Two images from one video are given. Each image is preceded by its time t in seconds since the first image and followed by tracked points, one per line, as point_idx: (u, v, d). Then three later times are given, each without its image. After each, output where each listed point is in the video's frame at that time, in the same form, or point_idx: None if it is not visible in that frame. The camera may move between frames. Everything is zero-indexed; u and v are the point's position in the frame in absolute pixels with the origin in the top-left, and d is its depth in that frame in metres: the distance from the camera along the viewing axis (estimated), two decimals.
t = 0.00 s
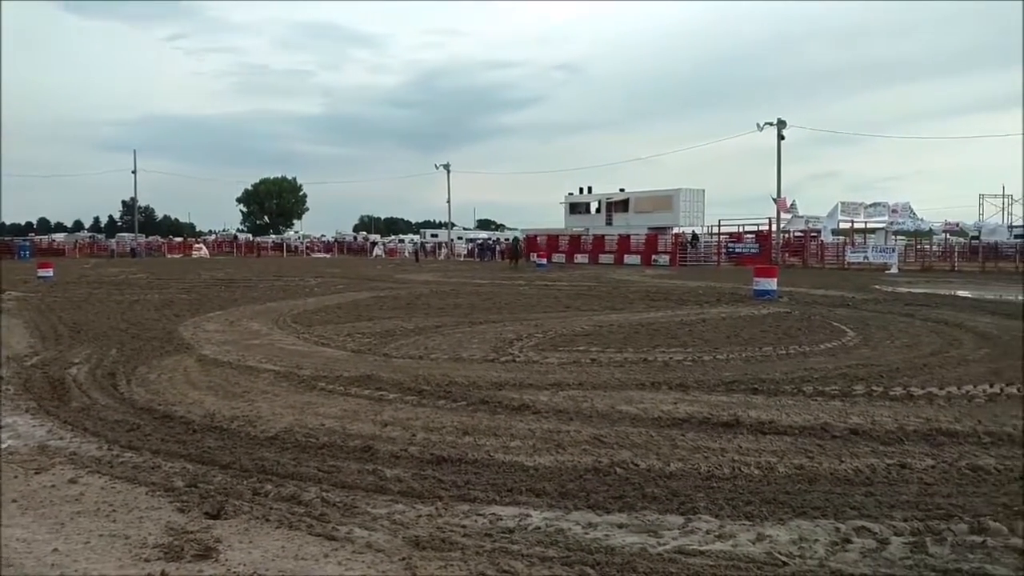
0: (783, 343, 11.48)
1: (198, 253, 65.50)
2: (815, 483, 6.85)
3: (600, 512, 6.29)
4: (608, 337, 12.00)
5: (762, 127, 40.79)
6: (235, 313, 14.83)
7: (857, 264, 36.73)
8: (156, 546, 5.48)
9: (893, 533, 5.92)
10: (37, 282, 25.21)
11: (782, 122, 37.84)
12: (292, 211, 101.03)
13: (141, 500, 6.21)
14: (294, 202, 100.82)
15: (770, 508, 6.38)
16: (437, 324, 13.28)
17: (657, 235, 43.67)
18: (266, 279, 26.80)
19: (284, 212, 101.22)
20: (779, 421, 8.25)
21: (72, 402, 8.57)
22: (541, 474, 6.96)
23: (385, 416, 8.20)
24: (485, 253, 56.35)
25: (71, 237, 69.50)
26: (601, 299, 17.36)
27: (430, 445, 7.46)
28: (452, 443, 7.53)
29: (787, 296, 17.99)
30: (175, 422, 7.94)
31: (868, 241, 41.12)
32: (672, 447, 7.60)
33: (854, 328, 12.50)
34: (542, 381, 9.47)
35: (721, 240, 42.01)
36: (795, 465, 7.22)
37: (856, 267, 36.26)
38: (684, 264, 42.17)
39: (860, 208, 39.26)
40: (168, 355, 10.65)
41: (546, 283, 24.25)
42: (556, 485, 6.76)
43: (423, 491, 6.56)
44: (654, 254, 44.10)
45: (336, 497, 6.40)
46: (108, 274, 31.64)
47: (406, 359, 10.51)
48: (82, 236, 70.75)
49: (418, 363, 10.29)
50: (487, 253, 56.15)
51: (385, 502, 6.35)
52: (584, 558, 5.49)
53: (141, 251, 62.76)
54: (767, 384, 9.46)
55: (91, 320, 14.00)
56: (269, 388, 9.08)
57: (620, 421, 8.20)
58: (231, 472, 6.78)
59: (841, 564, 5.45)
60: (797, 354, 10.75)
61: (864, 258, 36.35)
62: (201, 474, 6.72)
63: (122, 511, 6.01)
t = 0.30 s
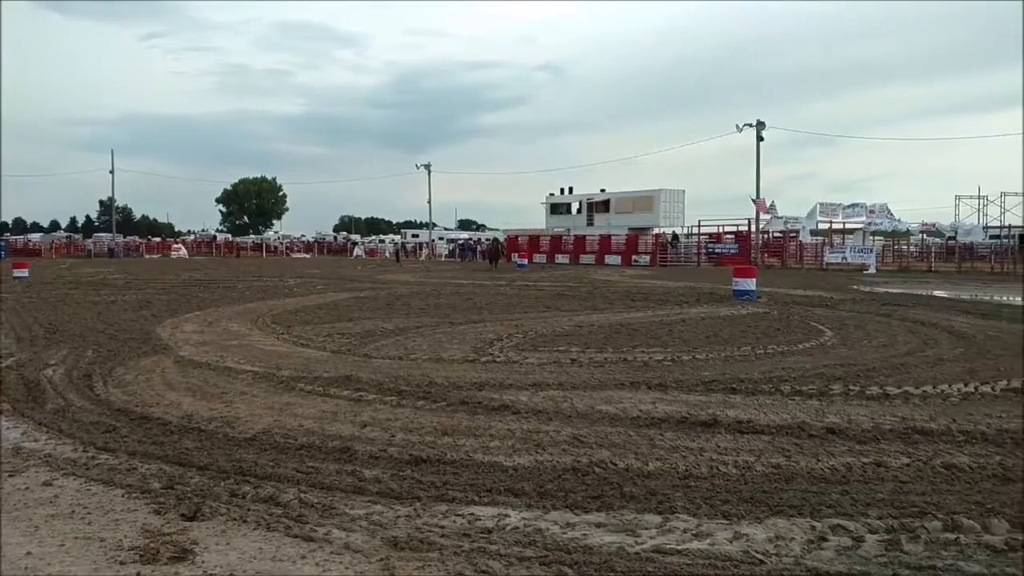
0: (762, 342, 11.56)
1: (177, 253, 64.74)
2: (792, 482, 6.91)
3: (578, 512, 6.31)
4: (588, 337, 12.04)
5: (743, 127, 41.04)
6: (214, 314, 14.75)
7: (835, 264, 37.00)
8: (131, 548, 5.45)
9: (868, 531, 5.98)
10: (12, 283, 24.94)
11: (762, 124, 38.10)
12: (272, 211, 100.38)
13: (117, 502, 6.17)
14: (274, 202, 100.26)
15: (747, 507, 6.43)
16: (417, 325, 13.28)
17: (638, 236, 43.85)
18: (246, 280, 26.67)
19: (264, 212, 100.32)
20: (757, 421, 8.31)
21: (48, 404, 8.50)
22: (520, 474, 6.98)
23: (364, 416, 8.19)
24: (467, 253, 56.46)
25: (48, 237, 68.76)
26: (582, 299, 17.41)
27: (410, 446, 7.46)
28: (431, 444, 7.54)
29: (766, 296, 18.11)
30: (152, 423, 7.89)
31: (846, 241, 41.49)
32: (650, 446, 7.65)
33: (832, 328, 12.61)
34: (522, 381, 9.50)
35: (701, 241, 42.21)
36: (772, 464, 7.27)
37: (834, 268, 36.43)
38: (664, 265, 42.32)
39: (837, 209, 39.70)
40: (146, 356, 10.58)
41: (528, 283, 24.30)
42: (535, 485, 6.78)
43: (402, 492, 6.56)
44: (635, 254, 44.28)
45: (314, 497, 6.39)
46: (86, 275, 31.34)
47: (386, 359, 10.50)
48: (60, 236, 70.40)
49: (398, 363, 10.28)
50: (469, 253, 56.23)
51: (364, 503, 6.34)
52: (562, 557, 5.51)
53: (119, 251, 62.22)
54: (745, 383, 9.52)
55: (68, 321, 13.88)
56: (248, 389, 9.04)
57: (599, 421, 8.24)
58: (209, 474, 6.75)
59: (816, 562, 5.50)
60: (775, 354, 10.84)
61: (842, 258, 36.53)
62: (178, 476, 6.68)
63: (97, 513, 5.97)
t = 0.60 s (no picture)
0: (738, 342, 11.65)
1: (153, 253, 64.18)
2: (767, 480, 6.97)
3: (554, 511, 6.33)
4: (566, 337, 12.07)
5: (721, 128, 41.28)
6: (190, 314, 14.63)
7: (811, 264, 37.29)
8: (105, 551, 5.41)
9: (842, 528, 6.05)
10: None
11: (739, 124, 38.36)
12: (249, 211, 99.61)
13: (90, 504, 6.13)
14: (251, 202, 99.47)
15: (723, 505, 6.48)
16: (395, 325, 13.25)
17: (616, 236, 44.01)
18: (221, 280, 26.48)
19: (241, 212, 99.45)
20: (733, 419, 8.37)
21: (20, 406, 8.41)
22: (497, 474, 6.99)
23: (340, 417, 8.17)
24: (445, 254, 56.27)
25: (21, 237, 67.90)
26: (560, 299, 17.43)
27: (387, 446, 7.45)
28: (408, 444, 7.53)
29: (743, 296, 18.23)
30: (127, 425, 7.83)
31: (822, 241, 41.85)
32: (627, 445, 7.68)
33: (808, 327, 12.73)
34: (500, 381, 9.51)
35: (679, 241, 42.39)
36: (748, 462, 7.33)
37: (810, 267, 36.68)
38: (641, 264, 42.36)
39: (812, 209, 40.03)
40: (121, 357, 10.50)
41: (506, 283, 24.30)
42: (512, 485, 6.80)
43: (379, 492, 6.55)
44: (613, 254, 44.43)
45: (290, 498, 6.37)
46: (59, 275, 30.99)
47: (363, 360, 10.47)
48: (34, 236, 69.65)
49: (376, 364, 10.26)
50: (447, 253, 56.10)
51: (340, 503, 6.33)
52: (539, 557, 5.53)
53: (93, 251, 61.56)
54: (721, 382, 9.59)
55: (41, 322, 13.73)
56: (224, 390, 8.99)
57: (577, 420, 8.27)
58: (184, 475, 6.71)
59: (790, 559, 5.56)
60: (751, 353, 10.92)
61: (818, 258, 36.84)
62: (153, 478, 6.64)
63: (70, 515, 5.92)
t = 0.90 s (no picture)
0: (711, 341, 11.74)
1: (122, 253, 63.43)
2: (738, 479, 7.03)
3: (527, 511, 6.35)
4: (540, 337, 12.09)
5: (695, 129, 41.56)
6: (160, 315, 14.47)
7: (782, 264, 37.74)
8: (71, 554, 5.35)
9: (811, 526, 6.11)
10: None
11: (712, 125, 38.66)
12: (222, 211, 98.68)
13: (56, 507, 6.05)
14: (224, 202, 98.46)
15: (694, 503, 6.52)
16: (368, 325, 13.20)
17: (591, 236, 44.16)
18: (193, 280, 26.24)
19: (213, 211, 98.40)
20: (705, 419, 8.43)
21: None
22: (470, 474, 6.99)
23: (313, 418, 8.13)
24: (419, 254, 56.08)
25: None
26: (535, 299, 17.45)
27: (359, 447, 7.43)
28: (380, 445, 7.51)
29: (716, 296, 18.37)
30: (95, 426, 7.74)
31: (795, 241, 42.27)
32: (599, 445, 7.71)
33: (780, 327, 12.85)
34: (473, 381, 9.50)
35: (652, 241, 42.67)
36: (719, 461, 7.39)
37: (781, 267, 37.26)
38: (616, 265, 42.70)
39: (784, 209, 40.44)
40: (89, 358, 10.37)
41: (481, 283, 24.30)
42: (484, 485, 6.81)
43: (351, 493, 6.52)
44: (587, 254, 44.58)
45: (261, 500, 6.33)
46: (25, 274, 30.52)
47: (336, 360, 10.42)
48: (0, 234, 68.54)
49: (348, 364, 10.21)
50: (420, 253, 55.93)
51: (312, 505, 6.30)
52: (511, 557, 5.54)
53: (61, 250, 60.68)
54: (694, 382, 9.66)
55: (7, 322, 13.53)
56: (194, 391, 8.92)
57: (550, 420, 8.29)
58: (153, 477, 6.64)
59: (760, 557, 5.61)
60: (724, 353, 11.00)
61: (790, 258, 37.38)
62: (121, 480, 6.57)
63: (36, 519, 5.84)
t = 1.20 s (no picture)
0: (684, 339, 11.83)
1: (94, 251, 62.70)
2: (710, 475, 7.10)
3: (500, 508, 6.38)
4: (515, 335, 12.13)
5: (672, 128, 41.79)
6: (131, 313, 14.31)
7: (755, 263, 38.17)
8: (38, 555, 5.32)
9: (781, 522, 6.19)
10: None
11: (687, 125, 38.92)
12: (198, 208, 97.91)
13: (24, 508, 6.00)
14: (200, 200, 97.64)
15: (666, 500, 6.59)
16: (343, 323, 13.18)
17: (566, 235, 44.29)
18: (166, 278, 26.01)
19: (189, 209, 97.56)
20: (677, 416, 8.51)
21: None
22: (443, 472, 7.01)
23: (286, 416, 8.11)
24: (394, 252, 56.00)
25: None
26: (510, 298, 17.51)
27: (333, 445, 7.42)
28: (354, 443, 7.51)
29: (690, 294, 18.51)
30: (64, 426, 7.68)
31: (769, 241, 42.67)
32: (573, 442, 7.76)
33: (752, 325, 12.99)
34: (448, 380, 9.53)
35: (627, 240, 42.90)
36: (691, 458, 7.46)
37: (755, 267, 37.69)
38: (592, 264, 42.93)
39: (758, 209, 40.84)
40: (59, 357, 10.27)
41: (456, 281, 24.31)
42: (458, 482, 6.83)
43: (324, 492, 6.52)
44: (563, 253, 44.66)
45: (233, 498, 6.32)
46: None
47: (310, 359, 10.40)
48: None
49: (322, 363, 10.20)
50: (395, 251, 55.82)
51: (284, 503, 6.29)
52: (483, 554, 5.56)
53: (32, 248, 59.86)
54: (667, 379, 9.74)
55: None
56: (166, 390, 8.86)
57: (524, 418, 8.33)
58: (123, 477, 6.61)
59: (730, 552, 5.67)
60: (697, 351, 11.10)
61: (763, 258, 37.80)
62: (91, 479, 6.53)
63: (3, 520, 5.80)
